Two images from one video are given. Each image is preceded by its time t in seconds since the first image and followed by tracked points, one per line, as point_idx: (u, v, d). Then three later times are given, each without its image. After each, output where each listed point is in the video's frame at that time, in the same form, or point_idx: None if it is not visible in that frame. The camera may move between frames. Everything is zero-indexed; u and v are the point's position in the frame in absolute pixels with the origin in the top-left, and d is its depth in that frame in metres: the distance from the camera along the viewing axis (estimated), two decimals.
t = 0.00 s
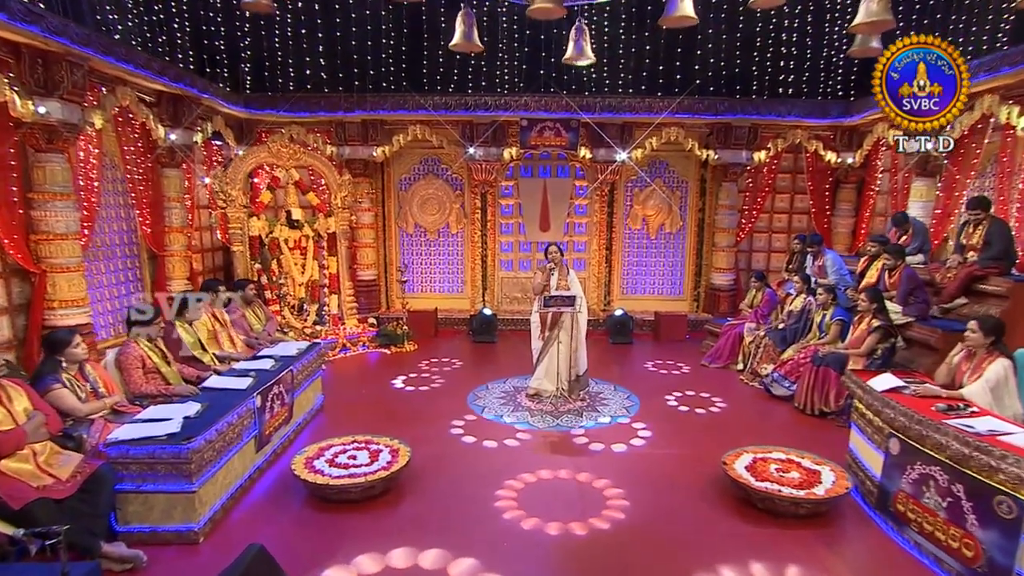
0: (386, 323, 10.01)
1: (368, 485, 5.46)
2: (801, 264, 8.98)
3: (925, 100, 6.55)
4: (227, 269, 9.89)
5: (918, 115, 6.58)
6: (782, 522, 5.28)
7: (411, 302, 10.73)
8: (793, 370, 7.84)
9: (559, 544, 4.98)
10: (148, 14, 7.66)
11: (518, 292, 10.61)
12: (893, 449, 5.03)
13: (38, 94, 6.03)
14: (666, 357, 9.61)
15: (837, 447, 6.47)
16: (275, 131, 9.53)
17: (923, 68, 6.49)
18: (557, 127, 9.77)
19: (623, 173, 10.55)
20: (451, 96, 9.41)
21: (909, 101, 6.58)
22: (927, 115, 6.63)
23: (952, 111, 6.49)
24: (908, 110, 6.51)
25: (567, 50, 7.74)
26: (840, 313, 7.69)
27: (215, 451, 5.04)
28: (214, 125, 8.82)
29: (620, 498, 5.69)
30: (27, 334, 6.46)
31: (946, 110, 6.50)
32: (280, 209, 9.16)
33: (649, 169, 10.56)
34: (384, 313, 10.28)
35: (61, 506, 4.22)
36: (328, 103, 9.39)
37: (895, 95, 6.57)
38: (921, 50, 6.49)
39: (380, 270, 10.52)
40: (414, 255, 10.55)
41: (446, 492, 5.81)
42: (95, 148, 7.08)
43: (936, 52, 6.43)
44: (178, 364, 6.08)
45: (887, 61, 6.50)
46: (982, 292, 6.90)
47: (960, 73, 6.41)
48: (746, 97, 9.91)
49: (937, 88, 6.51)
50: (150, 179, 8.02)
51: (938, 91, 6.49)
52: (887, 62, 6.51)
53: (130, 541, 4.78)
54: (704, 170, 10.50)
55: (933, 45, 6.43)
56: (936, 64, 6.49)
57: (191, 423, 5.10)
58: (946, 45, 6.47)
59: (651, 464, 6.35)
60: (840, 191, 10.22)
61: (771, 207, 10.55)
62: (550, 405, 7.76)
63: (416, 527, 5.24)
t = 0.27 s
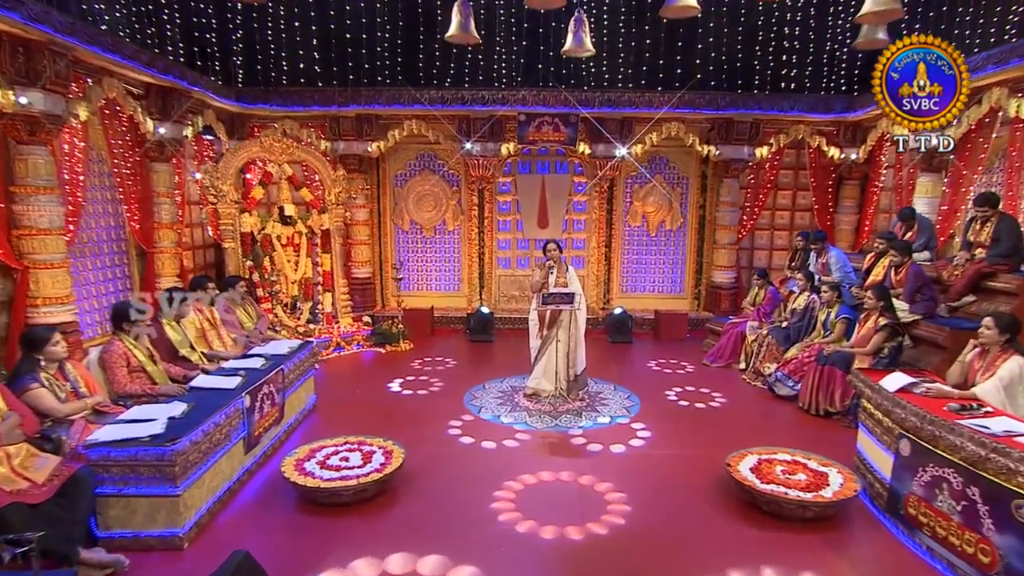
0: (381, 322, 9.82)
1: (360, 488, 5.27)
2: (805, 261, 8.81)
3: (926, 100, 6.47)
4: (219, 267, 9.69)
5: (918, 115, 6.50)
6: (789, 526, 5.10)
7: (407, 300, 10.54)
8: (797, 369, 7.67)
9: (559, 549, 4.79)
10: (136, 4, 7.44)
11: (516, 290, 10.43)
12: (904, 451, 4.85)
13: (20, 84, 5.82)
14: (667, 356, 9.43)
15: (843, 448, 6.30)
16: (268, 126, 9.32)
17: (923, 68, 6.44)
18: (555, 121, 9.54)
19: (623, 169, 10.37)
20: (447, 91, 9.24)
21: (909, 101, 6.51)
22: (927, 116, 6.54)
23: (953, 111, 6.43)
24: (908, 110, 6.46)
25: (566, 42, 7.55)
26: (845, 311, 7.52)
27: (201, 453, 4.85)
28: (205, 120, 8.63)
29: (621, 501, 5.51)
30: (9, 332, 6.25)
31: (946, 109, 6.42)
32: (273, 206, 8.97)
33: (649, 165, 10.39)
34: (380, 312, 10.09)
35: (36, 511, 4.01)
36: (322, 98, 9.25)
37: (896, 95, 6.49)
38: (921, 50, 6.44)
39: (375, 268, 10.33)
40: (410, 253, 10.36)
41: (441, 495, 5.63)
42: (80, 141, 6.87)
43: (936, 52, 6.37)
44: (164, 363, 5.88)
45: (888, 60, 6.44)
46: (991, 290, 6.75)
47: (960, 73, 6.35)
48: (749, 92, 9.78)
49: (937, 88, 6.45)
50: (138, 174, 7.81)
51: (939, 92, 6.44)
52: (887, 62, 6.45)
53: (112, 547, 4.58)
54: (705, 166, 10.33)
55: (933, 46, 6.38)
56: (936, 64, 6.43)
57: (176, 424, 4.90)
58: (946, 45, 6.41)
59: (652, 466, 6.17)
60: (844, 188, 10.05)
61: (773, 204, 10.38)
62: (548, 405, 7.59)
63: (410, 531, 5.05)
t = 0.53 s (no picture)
0: (374, 321, 9.60)
1: (348, 492, 5.05)
2: (809, 258, 8.65)
3: (925, 100, 6.20)
4: (207, 265, 9.45)
5: (919, 115, 6.22)
6: (796, 530, 4.89)
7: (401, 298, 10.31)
8: (801, 368, 7.48)
9: (557, 556, 4.57)
10: None
11: (512, 288, 10.23)
12: (915, 452, 4.64)
13: None
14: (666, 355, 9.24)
15: (850, 450, 6.10)
16: (258, 120, 9.09)
17: (923, 67, 6.16)
18: (552, 116, 9.33)
19: (621, 164, 10.17)
20: (442, 84, 9.03)
21: (908, 101, 6.24)
22: (926, 116, 6.26)
23: (954, 111, 6.18)
24: (908, 110, 6.17)
25: (563, 31, 7.33)
26: (850, 309, 7.33)
27: (181, 457, 4.62)
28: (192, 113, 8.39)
29: (621, 505, 5.30)
30: None
31: (947, 110, 6.16)
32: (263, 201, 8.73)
33: (648, 161, 10.20)
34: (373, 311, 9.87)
35: (3, 519, 3.77)
36: (313, 91, 9.02)
37: (896, 94, 6.22)
38: (921, 50, 6.19)
39: (369, 265, 10.11)
40: (404, 250, 10.13)
41: (434, 499, 5.40)
42: (60, 133, 6.64)
43: (936, 52, 6.12)
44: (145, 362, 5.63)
45: (887, 59, 6.17)
46: (1001, 286, 6.57)
47: (960, 72, 6.10)
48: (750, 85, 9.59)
49: (938, 88, 6.17)
50: (122, 168, 7.57)
51: (938, 91, 6.17)
52: (887, 62, 6.18)
53: (86, 556, 4.35)
54: (704, 161, 10.14)
55: (933, 45, 6.12)
56: (936, 63, 6.17)
57: (155, 425, 4.66)
58: (946, 44, 6.16)
59: (653, 468, 5.96)
60: (846, 183, 9.87)
61: (774, 200, 10.20)
62: (544, 405, 7.37)
63: (401, 537, 4.83)
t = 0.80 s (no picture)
0: (369, 320, 9.38)
1: (338, 498, 4.82)
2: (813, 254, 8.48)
3: (926, 99, 6.26)
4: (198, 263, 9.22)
5: (918, 115, 6.29)
6: (806, 537, 4.67)
7: (396, 297, 10.08)
8: (807, 367, 7.27)
9: (556, 564, 4.35)
10: None
11: (510, 287, 10.02)
12: (932, 455, 4.43)
13: None
14: (667, 355, 9.03)
15: (860, 453, 5.89)
16: (249, 113, 8.86)
17: (923, 67, 6.21)
18: (551, 110, 9.12)
19: (621, 160, 9.96)
20: (438, 77, 8.83)
21: (909, 101, 6.30)
22: (927, 116, 6.33)
23: (954, 111, 6.20)
24: (908, 110, 6.24)
25: (562, 21, 7.11)
26: (857, 307, 7.13)
27: (162, 461, 4.39)
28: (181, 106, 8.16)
29: (623, 510, 5.08)
30: None
31: (946, 110, 6.21)
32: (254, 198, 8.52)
33: (648, 156, 9.99)
34: (367, 309, 9.65)
35: None
36: (306, 85, 8.79)
37: (895, 95, 6.29)
38: (921, 49, 6.22)
39: (363, 263, 9.88)
40: (399, 248, 9.91)
41: (428, 504, 5.18)
42: (42, 125, 6.42)
43: (937, 52, 6.14)
44: (126, 361, 5.40)
45: (886, 59, 6.23)
46: (1013, 283, 6.37)
47: (961, 72, 6.11)
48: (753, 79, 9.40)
49: (938, 88, 6.21)
50: (108, 162, 7.34)
51: (939, 91, 6.20)
52: (887, 62, 6.24)
53: (59, 566, 4.12)
54: (706, 157, 9.94)
55: (934, 44, 6.15)
56: (937, 63, 6.19)
57: (135, 427, 4.43)
58: (947, 44, 6.18)
59: (655, 472, 5.74)
60: (851, 179, 9.66)
61: (778, 197, 10.00)
62: (543, 406, 7.16)
63: (393, 544, 4.60)
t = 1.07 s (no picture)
0: (366, 319, 9.19)
1: (331, 503, 4.64)
2: (821, 252, 8.31)
3: (926, 100, 6.33)
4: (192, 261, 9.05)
5: (918, 115, 6.33)
6: (819, 544, 4.48)
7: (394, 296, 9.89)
8: (816, 368, 7.09)
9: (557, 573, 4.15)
10: None
11: (510, 286, 9.84)
12: (952, 459, 4.21)
13: None
14: (671, 356, 8.84)
15: (872, 457, 5.69)
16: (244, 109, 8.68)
17: (923, 67, 6.28)
18: (553, 106, 8.94)
19: (624, 156, 9.78)
20: (437, 72, 8.65)
21: (909, 101, 6.36)
22: (927, 115, 6.40)
23: (953, 111, 6.26)
24: (908, 110, 6.31)
25: (564, 12, 6.93)
26: (867, 305, 6.94)
27: (148, 464, 4.21)
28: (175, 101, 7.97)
29: (627, 516, 4.88)
30: None
31: (946, 109, 6.25)
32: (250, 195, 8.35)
33: (652, 153, 9.80)
34: (365, 309, 9.47)
35: None
36: (302, 79, 8.59)
37: (897, 94, 6.31)
38: (921, 49, 6.28)
39: (361, 262, 9.70)
40: (398, 247, 9.73)
41: (425, 508, 4.98)
42: (29, 119, 6.23)
43: (937, 52, 6.20)
44: (113, 361, 5.22)
45: (887, 60, 6.27)
46: None
47: (960, 72, 6.18)
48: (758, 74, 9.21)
49: (937, 88, 6.27)
50: (99, 157, 7.15)
51: (939, 91, 6.28)
52: (887, 62, 6.28)
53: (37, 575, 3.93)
54: (711, 153, 9.75)
55: (934, 44, 6.21)
56: (937, 63, 6.26)
57: (119, 429, 4.24)
58: (947, 44, 6.24)
59: (660, 476, 5.55)
60: (859, 176, 9.47)
61: (784, 194, 9.81)
62: (545, 407, 6.97)
63: (387, 550, 4.41)
